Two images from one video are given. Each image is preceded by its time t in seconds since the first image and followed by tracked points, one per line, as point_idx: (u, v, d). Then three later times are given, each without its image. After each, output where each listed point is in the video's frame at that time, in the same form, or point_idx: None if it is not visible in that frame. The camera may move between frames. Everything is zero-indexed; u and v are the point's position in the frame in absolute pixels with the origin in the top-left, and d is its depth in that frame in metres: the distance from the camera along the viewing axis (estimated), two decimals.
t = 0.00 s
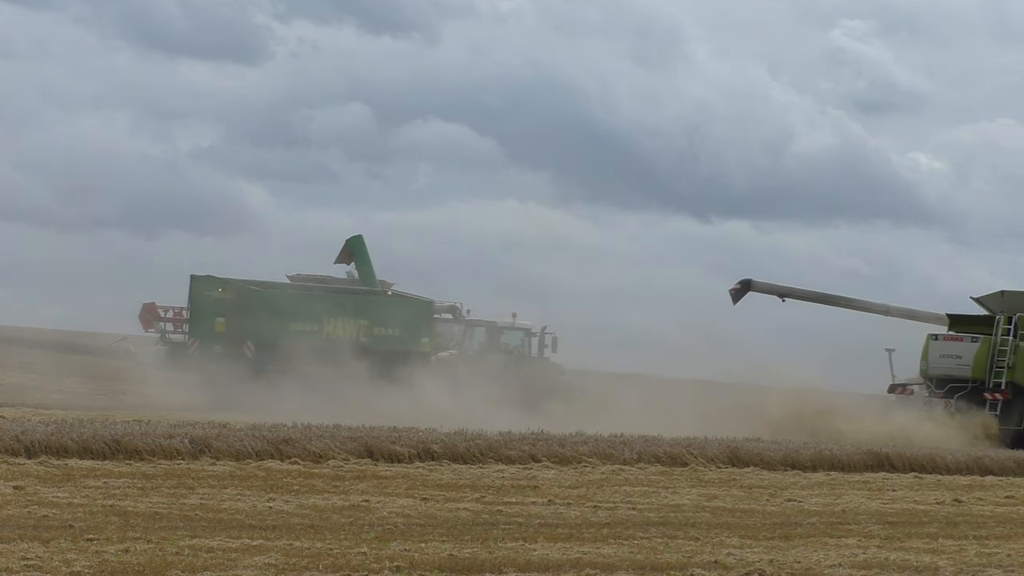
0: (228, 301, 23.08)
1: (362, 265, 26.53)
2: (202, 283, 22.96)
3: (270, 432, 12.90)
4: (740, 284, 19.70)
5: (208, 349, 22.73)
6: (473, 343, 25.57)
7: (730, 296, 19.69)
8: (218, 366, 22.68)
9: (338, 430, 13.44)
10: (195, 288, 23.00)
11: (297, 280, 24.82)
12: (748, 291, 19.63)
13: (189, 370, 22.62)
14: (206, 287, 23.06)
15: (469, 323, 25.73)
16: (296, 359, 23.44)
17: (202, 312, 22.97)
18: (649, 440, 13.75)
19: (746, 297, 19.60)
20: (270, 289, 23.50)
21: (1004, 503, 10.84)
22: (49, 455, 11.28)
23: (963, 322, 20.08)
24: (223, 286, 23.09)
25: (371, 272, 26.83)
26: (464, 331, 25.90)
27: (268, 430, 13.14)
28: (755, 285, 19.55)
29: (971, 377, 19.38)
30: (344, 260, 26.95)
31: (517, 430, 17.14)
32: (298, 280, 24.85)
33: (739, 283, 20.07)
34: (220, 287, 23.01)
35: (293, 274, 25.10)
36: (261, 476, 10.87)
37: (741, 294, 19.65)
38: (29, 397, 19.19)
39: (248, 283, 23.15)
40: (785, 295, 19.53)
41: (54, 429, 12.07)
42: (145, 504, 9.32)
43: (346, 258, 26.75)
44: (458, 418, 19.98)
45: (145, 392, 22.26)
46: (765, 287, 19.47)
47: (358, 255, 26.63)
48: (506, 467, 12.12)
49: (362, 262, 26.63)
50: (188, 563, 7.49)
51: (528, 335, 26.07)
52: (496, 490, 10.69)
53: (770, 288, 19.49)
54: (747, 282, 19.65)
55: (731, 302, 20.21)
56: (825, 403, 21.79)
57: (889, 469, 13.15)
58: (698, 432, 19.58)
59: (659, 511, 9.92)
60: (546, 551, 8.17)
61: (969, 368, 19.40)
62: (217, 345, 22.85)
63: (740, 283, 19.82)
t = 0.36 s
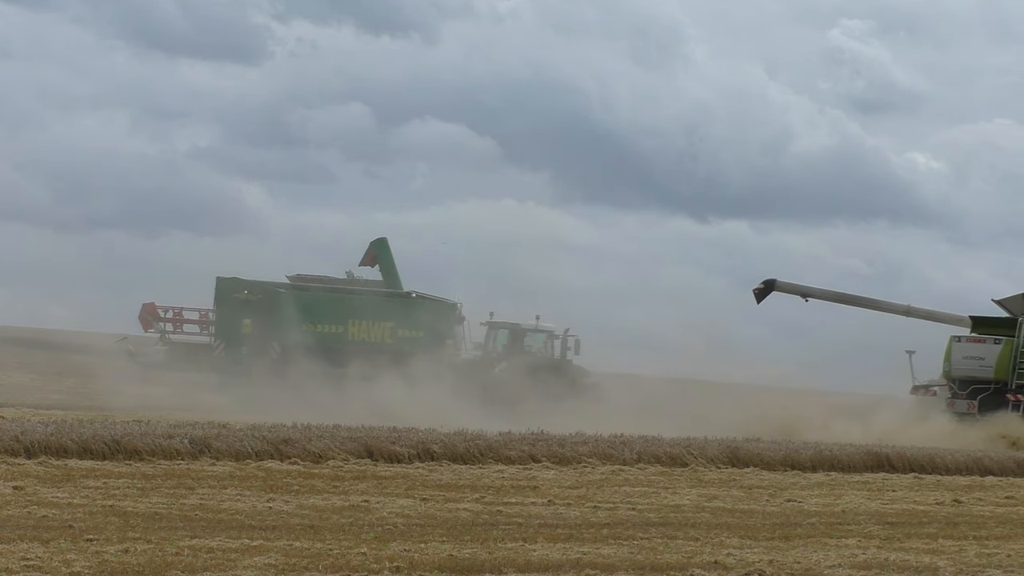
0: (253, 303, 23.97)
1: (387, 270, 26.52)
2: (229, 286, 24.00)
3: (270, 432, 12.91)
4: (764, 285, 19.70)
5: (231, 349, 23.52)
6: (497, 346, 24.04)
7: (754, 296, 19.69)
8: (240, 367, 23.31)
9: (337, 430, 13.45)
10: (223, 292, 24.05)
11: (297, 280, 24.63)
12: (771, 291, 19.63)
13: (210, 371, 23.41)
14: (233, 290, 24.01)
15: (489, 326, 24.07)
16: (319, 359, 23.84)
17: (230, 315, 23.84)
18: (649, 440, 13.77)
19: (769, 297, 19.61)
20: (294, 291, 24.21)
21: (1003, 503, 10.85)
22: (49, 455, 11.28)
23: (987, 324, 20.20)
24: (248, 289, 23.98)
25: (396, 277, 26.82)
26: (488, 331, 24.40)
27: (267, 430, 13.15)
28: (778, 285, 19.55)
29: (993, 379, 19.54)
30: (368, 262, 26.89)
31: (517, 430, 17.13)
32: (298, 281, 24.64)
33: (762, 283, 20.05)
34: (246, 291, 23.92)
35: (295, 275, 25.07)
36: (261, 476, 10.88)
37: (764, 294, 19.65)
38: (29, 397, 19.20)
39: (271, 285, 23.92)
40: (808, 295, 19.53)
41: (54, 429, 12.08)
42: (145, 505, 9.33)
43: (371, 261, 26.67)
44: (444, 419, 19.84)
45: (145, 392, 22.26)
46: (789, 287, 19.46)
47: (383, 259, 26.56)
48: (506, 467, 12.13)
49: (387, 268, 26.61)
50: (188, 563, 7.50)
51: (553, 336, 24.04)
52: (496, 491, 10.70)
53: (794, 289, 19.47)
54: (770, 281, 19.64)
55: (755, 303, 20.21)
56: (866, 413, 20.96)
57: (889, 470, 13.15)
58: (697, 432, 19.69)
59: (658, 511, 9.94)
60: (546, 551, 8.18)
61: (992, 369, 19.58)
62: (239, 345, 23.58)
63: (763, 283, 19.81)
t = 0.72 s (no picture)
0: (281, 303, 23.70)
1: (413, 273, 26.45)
2: (257, 286, 23.74)
3: (270, 432, 12.91)
4: (787, 284, 19.68)
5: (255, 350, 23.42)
6: (520, 347, 23.79)
7: (777, 296, 19.66)
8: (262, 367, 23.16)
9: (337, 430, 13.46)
10: (250, 292, 23.80)
11: (296, 280, 24.46)
12: (795, 291, 19.60)
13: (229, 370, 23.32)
14: (260, 291, 23.79)
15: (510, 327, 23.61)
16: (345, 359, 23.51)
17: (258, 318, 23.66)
18: (649, 440, 13.76)
19: (792, 296, 19.60)
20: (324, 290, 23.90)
21: (1004, 503, 10.85)
22: (49, 455, 11.29)
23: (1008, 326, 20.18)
24: (276, 290, 23.71)
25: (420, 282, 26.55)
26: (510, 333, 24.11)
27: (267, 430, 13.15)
28: (802, 285, 19.52)
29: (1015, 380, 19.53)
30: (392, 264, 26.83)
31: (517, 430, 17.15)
32: (298, 281, 24.49)
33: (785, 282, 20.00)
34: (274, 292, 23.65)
35: (293, 275, 24.88)
36: (261, 476, 10.88)
37: (788, 294, 19.63)
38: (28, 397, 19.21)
39: (298, 286, 23.62)
40: (831, 295, 19.48)
41: (54, 429, 12.08)
42: (145, 504, 9.33)
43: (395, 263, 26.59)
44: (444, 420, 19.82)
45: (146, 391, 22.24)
46: (812, 287, 19.43)
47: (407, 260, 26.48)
48: (506, 467, 12.13)
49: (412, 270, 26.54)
50: (188, 563, 7.49)
51: (575, 336, 23.70)
52: (496, 491, 10.69)
53: (817, 289, 19.43)
54: (794, 281, 19.61)
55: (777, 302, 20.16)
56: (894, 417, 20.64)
57: (889, 469, 13.15)
58: (697, 432, 19.73)
59: (658, 511, 9.93)
60: (545, 551, 8.17)
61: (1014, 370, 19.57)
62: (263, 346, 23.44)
63: (786, 283, 19.76)
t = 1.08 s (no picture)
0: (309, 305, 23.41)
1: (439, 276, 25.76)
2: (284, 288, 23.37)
3: (270, 432, 12.91)
4: (811, 287, 19.68)
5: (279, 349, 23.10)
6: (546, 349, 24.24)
7: (801, 296, 19.63)
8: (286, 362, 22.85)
9: (337, 430, 13.46)
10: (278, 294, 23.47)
11: (296, 280, 24.30)
12: (818, 292, 19.59)
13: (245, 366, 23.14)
14: (287, 292, 23.46)
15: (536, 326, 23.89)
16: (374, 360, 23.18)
17: (288, 319, 23.36)
18: (649, 440, 13.77)
19: (816, 298, 19.59)
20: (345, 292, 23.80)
21: (1003, 503, 10.85)
22: (49, 455, 11.29)
23: None
24: (304, 292, 23.38)
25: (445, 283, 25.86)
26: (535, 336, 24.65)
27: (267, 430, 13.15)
28: (826, 287, 19.50)
29: None
30: (420, 268, 26.14)
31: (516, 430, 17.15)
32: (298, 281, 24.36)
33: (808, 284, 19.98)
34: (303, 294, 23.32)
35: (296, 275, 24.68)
36: (261, 476, 10.89)
37: (811, 295, 19.62)
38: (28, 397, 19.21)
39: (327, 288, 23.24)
40: (855, 297, 19.47)
41: (54, 429, 12.08)
42: (145, 504, 9.33)
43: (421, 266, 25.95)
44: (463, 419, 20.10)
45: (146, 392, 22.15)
46: (836, 288, 19.41)
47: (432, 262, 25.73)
48: (506, 467, 12.13)
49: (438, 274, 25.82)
50: (188, 563, 7.50)
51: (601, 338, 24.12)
52: (496, 491, 10.70)
53: (841, 290, 19.41)
54: (817, 283, 19.60)
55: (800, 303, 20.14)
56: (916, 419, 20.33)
57: (890, 470, 13.15)
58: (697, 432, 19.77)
59: (658, 511, 9.94)
60: (546, 551, 8.18)
61: None
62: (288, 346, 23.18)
63: (810, 286, 19.75)
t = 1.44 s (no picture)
0: (338, 307, 23.08)
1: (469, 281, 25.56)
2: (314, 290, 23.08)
3: (270, 432, 12.90)
4: (835, 288, 19.69)
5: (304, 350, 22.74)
6: (571, 352, 23.27)
7: (824, 298, 19.64)
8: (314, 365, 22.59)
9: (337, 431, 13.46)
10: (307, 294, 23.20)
11: (296, 280, 24.27)
12: (842, 295, 19.59)
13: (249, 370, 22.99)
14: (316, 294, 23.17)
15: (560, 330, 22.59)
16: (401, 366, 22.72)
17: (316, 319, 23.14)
18: (649, 440, 13.77)
19: (839, 300, 19.59)
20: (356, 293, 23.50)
21: (1004, 503, 10.84)
22: (49, 455, 11.28)
23: None
24: (333, 294, 23.06)
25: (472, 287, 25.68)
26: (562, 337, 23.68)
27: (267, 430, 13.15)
28: (849, 288, 19.50)
29: None
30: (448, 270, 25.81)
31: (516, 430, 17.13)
32: (298, 281, 24.32)
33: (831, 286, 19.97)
34: (332, 296, 23.00)
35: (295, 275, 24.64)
36: (261, 476, 10.88)
37: (835, 297, 19.63)
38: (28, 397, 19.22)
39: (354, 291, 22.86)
40: (878, 299, 19.47)
41: (54, 429, 12.07)
42: (145, 504, 9.33)
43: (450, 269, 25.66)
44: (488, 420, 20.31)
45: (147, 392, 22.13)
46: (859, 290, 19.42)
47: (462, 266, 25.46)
48: (506, 467, 12.13)
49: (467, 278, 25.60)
50: (188, 563, 7.49)
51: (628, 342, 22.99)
52: (496, 491, 10.69)
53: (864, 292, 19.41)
54: (841, 286, 19.60)
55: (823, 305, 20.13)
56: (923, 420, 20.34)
57: (890, 470, 13.15)
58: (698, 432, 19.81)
59: (658, 511, 9.93)
60: (546, 551, 8.17)
61: None
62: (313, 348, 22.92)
63: (833, 287, 19.75)
